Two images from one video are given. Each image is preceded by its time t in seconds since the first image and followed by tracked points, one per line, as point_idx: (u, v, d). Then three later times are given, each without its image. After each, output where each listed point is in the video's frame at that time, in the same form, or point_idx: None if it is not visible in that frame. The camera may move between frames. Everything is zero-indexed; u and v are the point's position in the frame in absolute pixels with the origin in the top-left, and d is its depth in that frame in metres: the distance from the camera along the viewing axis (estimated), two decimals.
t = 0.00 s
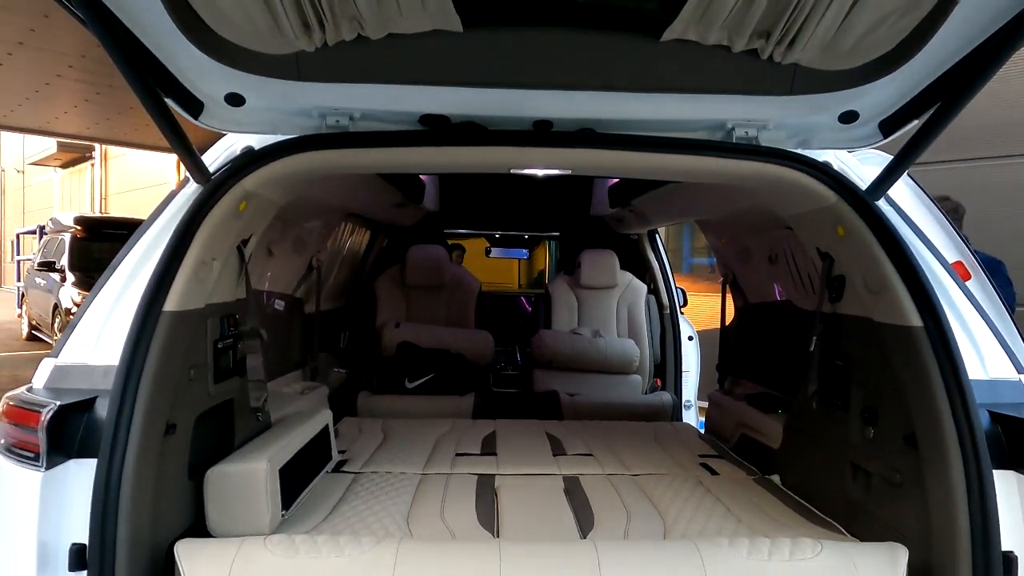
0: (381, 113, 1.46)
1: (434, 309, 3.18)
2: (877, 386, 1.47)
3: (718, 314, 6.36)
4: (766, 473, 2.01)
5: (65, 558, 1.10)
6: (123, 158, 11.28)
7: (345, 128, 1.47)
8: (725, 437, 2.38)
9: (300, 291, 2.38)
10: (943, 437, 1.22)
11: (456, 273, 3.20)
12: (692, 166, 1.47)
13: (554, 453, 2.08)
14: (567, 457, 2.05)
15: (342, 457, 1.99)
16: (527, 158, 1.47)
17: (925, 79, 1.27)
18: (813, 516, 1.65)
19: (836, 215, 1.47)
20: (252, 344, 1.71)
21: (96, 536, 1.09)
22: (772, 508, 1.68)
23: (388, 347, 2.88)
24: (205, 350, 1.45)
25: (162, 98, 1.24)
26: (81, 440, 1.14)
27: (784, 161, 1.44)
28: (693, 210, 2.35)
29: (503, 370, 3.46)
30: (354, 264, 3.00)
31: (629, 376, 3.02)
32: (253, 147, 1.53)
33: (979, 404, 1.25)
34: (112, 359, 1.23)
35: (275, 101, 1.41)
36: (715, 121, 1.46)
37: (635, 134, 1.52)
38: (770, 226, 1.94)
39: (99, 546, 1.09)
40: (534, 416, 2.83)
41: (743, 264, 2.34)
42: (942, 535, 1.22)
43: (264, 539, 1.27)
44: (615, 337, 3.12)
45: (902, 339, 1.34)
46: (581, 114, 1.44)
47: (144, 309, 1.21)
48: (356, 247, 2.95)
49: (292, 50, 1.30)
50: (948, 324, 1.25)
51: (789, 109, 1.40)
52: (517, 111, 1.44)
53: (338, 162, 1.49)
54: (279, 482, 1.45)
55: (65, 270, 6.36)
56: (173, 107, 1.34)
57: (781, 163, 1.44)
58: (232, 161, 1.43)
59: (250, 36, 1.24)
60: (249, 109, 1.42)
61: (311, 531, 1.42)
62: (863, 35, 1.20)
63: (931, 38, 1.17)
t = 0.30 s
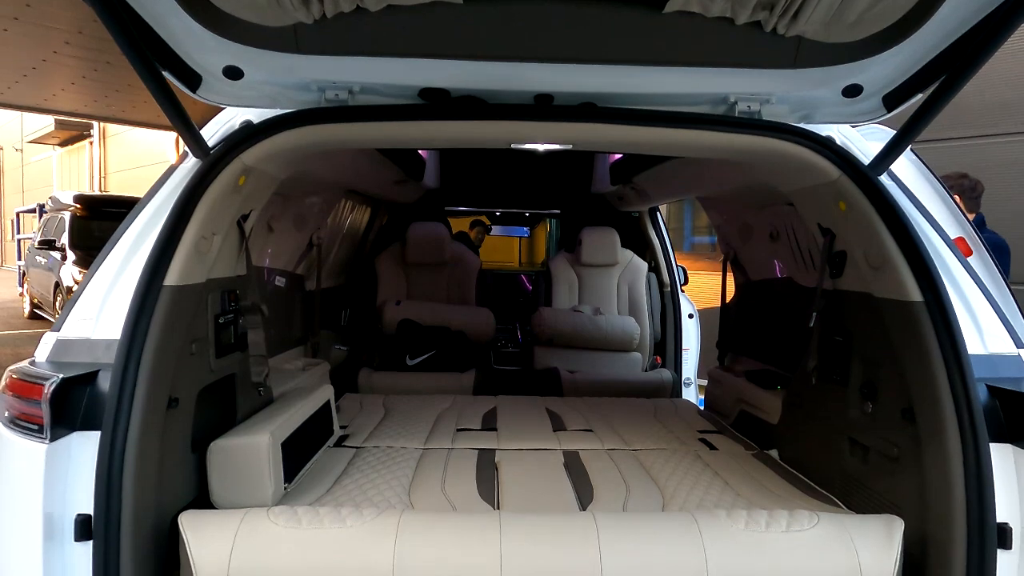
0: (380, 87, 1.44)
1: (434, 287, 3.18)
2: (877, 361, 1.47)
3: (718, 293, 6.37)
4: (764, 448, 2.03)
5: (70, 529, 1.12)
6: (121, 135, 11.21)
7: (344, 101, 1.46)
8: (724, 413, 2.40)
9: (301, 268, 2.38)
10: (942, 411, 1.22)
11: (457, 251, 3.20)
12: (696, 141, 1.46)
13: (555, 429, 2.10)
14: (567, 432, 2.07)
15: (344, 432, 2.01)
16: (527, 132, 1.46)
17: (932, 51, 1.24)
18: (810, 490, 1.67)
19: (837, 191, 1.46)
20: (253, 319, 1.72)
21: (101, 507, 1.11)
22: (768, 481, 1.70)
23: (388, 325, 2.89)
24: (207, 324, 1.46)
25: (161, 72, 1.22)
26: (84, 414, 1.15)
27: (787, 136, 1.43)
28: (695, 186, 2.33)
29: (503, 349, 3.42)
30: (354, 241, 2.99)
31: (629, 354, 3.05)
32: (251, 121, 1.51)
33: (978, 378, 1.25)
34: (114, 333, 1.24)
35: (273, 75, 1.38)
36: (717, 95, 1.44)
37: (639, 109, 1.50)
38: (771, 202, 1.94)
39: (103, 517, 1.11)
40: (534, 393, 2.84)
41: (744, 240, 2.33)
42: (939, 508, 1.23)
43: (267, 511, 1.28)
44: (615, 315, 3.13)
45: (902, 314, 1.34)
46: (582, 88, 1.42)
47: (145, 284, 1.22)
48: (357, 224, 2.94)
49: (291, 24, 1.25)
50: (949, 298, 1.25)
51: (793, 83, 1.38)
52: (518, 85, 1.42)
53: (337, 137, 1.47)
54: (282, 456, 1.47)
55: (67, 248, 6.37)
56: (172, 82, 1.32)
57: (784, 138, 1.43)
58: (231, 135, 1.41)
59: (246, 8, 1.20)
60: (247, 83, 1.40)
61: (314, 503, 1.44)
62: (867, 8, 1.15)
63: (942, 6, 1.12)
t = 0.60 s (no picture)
0: (378, 65, 1.42)
1: (434, 267, 3.18)
2: (874, 340, 1.48)
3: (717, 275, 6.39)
4: (761, 426, 2.05)
5: (75, 503, 1.14)
6: (119, 116, 11.13)
7: (342, 79, 1.44)
8: (722, 392, 2.41)
9: (300, 248, 2.38)
10: (938, 388, 1.23)
11: (457, 231, 3.20)
12: (696, 118, 1.44)
13: (553, 407, 2.12)
14: (566, 411, 2.09)
15: (344, 411, 2.03)
16: (527, 110, 1.45)
17: (937, 25, 1.22)
18: (806, 466, 1.69)
19: (838, 169, 1.45)
20: (253, 299, 1.73)
21: (103, 482, 1.13)
22: (764, 458, 1.72)
23: (388, 305, 2.90)
24: (206, 303, 1.47)
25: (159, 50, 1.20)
26: (86, 391, 1.16)
27: (788, 114, 1.42)
28: (695, 165, 2.32)
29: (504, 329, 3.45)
30: (354, 221, 2.99)
31: (629, 334, 3.07)
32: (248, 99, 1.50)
33: (974, 355, 1.26)
34: (114, 311, 1.24)
35: (270, 52, 1.36)
36: (717, 72, 1.42)
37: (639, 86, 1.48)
38: (771, 180, 1.93)
39: (106, 491, 1.12)
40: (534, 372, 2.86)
41: (744, 220, 2.33)
42: (933, 484, 1.25)
43: (268, 487, 1.30)
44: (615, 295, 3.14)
45: (901, 292, 1.34)
46: (582, 66, 1.40)
47: (144, 263, 1.22)
48: (356, 204, 2.93)
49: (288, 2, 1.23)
50: (947, 278, 1.25)
51: (794, 61, 1.36)
52: (517, 63, 1.40)
53: (336, 115, 1.47)
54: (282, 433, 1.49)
55: (65, 230, 6.36)
56: (169, 60, 1.31)
57: (785, 116, 1.42)
58: (229, 112, 1.40)
59: None
60: (243, 60, 1.38)
61: (315, 479, 1.46)
62: None
63: None
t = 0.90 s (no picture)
0: (375, 45, 1.40)
1: (434, 250, 3.18)
2: (871, 322, 1.48)
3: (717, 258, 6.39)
4: (759, 407, 2.06)
5: (77, 482, 1.15)
6: (117, 97, 11.07)
7: (339, 60, 1.42)
8: (721, 374, 2.43)
9: (299, 230, 2.38)
10: (933, 369, 1.24)
11: (456, 213, 3.19)
12: (696, 100, 1.43)
13: (552, 389, 2.13)
14: (565, 393, 2.10)
15: (344, 392, 2.04)
16: (525, 91, 1.44)
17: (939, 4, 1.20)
18: (802, 447, 1.70)
19: (837, 150, 1.45)
20: (252, 282, 1.73)
21: (106, 462, 1.14)
22: (760, 439, 1.74)
23: (388, 287, 2.91)
24: (205, 285, 1.47)
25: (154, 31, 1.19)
26: (87, 372, 1.17)
27: (788, 95, 1.41)
28: (695, 147, 2.31)
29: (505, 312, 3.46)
30: (353, 203, 2.98)
31: (629, 316, 3.08)
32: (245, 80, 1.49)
33: (969, 337, 1.27)
34: (113, 294, 1.25)
35: (266, 33, 1.35)
36: (716, 53, 1.40)
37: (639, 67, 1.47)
38: (771, 162, 1.92)
39: (108, 471, 1.14)
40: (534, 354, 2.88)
41: (744, 202, 2.32)
42: (927, 464, 1.26)
43: (268, 467, 1.32)
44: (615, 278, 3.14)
45: (898, 274, 1.34)
46: (581, 47, 1.39)
47: (143, 245, 1.22)
48: (356, 186, 2.93)
49: None
50: (944, 260, 1.25)
51: (795, 41, 1.35)
52: (515, 44, 1.39)
53: (335, 97, 1.46)
54: (282, 414, 1.50)
55: (65, 212, 6.36)
56: (165, 40, 1.30)
57: (784, 97, 1.41)
58: (225, 93, 1.40)
59: None
60: (239, 41, 1.37)
61: (314, 459, 1.48)
62: None
63: None
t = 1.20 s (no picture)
0: (372, 27, 1.38)
1: (434, 233, 3.18)
2: (869, 305, 1.49)
3: (717, 241, 6.38)
4: (757, 390, 2.07)
5: (80, 463, 1.17)
6: (115, 79, 10.99)
7: (336, 42, 1.40)
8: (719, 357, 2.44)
9: (299, 213, 2.38)
10: (928, 352, 1.25)
11: (456, 196, 3.18)
12: (697, 82, 1.42)
13: (552, 371, 2.15)
14: (564, 375, 2.11)
15: (344, 374, 2.06)
16: (524, 74, 1.43)
17: None
18: (799, 428, 1.72)
19: (837, 133, 1.44)
20: (251, 265, 1.74)
21: (108, 444, 1.16)
22: (757, 421, 1.75)
23: (388, 271, 2.91)
24: (204, 268, 1.47)
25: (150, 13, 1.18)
26: (88, 354, 1.18)
27: (787, 77, 1.41)
28: (695, 129, 2.30)
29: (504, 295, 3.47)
30: (353, 186, 2.98)
31: (629, 299, 3.08)
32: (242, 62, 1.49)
33: (965, 319, 1.27)
34: (113, 277, 1.25)
35: (262, 14, 1.33)
36: (716, 35, 1.38)
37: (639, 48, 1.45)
38: (771, 145, 1.91)
39: (110, 452, 1.16)
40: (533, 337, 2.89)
41: (744, 185, 2.31)
42: (921, 445, 1.28)
43: (268, 448, 1.34)
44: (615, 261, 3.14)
45: (896, 257, 1.34)
46: (581, 29, 1.37)
47: (141, 228, 1.23)
48: (356, 168, 2.92)
49: None
50: (942, 243, 1.25)
51: (797, 22, 1.33)
52: (514, 26, 1.37)
53: (331, 80, 1.45)
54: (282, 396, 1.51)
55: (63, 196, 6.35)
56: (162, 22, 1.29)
57: (783, 78, 1.40)
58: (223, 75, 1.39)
59: None
60: (236, 23, 1.35)
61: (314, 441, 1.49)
62: None
63: None
